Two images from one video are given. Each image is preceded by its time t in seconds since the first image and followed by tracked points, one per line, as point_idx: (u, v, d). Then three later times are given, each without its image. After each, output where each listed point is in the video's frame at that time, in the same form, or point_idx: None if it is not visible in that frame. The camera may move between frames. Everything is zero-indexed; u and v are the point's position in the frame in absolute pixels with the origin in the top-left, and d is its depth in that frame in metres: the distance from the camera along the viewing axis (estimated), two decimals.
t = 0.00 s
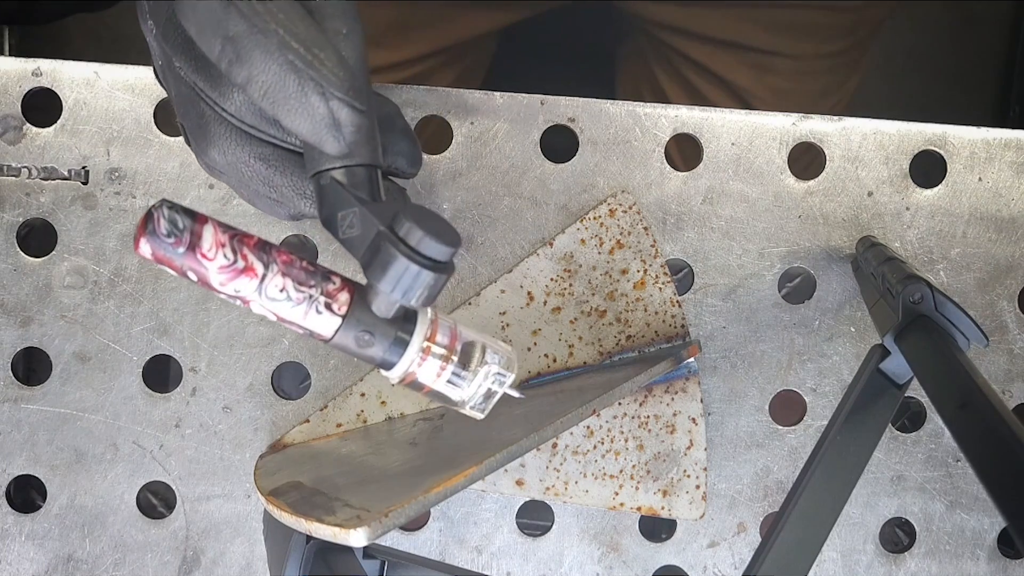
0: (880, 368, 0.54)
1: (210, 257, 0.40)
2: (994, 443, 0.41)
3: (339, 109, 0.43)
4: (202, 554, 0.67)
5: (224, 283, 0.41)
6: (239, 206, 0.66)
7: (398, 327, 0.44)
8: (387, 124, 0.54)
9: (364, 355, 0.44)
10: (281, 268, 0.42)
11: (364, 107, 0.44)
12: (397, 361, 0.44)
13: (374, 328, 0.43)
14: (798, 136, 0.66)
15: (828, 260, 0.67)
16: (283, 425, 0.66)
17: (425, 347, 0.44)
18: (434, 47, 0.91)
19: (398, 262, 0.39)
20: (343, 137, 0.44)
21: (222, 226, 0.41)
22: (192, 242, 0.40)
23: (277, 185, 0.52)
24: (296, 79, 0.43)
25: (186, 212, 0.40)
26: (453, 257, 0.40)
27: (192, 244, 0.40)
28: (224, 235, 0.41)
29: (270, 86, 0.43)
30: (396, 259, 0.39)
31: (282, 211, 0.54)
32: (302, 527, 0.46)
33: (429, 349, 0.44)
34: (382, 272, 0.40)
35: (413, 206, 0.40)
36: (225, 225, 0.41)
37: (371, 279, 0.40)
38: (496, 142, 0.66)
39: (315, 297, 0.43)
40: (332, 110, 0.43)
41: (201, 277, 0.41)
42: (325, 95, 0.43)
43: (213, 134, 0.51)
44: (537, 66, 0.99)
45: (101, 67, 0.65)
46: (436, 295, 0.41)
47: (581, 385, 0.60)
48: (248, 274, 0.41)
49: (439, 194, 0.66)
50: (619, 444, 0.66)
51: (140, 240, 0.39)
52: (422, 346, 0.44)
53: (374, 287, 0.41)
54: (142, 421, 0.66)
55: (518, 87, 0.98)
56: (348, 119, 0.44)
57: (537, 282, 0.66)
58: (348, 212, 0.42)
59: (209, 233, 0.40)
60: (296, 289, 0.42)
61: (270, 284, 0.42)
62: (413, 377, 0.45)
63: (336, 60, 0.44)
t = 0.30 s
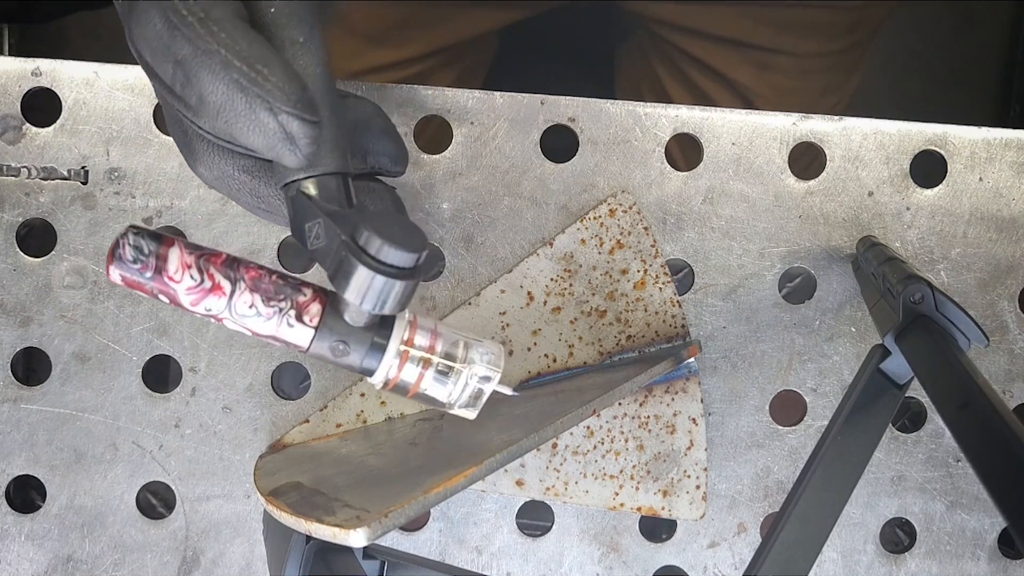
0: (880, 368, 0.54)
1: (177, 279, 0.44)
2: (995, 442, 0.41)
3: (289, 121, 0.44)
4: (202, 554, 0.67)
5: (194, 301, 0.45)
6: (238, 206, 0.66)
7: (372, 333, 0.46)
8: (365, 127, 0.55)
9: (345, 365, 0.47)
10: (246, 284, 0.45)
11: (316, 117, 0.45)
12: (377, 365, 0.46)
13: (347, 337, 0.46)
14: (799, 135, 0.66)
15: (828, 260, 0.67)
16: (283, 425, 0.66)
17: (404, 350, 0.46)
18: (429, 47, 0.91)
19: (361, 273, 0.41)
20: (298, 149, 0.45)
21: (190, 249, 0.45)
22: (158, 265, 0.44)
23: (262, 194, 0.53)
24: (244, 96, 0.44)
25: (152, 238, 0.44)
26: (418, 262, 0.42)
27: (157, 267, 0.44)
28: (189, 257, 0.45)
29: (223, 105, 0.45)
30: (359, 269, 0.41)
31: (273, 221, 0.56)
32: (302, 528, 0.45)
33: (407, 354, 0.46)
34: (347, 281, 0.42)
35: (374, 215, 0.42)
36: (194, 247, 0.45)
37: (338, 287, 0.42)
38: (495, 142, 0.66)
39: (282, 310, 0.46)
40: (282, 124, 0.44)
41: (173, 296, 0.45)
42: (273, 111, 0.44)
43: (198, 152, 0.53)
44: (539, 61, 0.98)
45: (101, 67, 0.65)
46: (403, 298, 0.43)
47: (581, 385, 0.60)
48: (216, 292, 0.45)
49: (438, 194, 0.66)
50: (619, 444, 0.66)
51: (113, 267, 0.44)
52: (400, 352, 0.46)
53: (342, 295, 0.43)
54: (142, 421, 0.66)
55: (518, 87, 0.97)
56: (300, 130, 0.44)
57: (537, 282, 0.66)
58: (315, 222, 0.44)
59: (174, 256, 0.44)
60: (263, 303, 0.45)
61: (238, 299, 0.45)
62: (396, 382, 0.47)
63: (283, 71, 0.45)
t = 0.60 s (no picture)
0: (880, 369, 0.54)
1: (165, 283, 0.46)
2: (996, 442, 0.41)
3: (272, 127, 0.45)
4: (202, 554, 0.67)
5: (183, 305, 0.46)
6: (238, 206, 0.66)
7: (361, 333, 0.47)
8: (353, 129, 0.56)
9: (333, 366, 0.48)
10: (234, 287, 0.47)
11: (298, 122, 0.45)
12: (364, 366, 0.47)
13: (334, 339, 0.47)
14: (799, 135, 0.66)
15: (828, 260, 0.67)
16: (283, 425, 0.66)
17: (391, 351, 0.47)
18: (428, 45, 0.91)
19: (344, 275, 0.42)
20: (282, 154, 0.46)
21: (177, 254, 0.46)
22: (147, 271, 0.45)
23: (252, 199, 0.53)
24: (227, 103, 0.45)
25: (141, 243, 0.46)
26: (401, 265, 0.43)
27: (146, 273, 0.45)
28: (177, 262, 0.46)
29: (206, 111, 0.45)
30: (342, 272, 0.42)
31: (266, 225, 0.56)
32: (302, 528, 0.45)
33: (394, 354, 0.47)
34: (332, 284, 0.43)
35: (358, 219, 0.43)
36: (182, 252, 0.46)
37: (323, 289, 0.43)
38: (495, 143, 0.66)
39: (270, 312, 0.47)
40: (265, 130, 0.45)
41: (162, 301, 0.46)
42: (257, 117, 0.45)
43: (188, 157, 0.53)
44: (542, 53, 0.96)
45: (101, 67, 0.65)
46: (388, 300, 0.43)
47: (581, 385, 0.60)
48: (204, 296, 0.46)
49: (438, 194, 0.66)
50: (619, 444, 0.66)
51: (101, 272, 0.45)
52: (387, 353, 0.47)
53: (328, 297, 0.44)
54: (142, 421, 0.66)
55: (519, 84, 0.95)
56: (283, 136, 0.45)
57: (537, 282, 0.66)
58: (300, 225, 0.45)
59: (163, 261, 0.46)
60: (251, 306, 0.47)
61: (226, 302, 0.47)
62: (383, 381, 0.48)
63: (265, 76, 0.45)
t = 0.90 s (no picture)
0: (880, 369, 0.54)
1: (149, 265, 0.49)
2: (997, 442, 0.41)
3: (248, 104, 0.46)
4: (202, 554, 0.67)
5: (167, 286, 0.49)
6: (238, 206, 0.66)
7: (346, 313, 0.50)
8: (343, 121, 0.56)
9: (320, 343, 0.50)
10: (215, 267, 0.49)
11: (272, 98, 0.47)
12: (351, 343, 0.50)
13: (320, 317, 0.50)
14: (799, 135, 0.66)
15: (828, 260, 0.67)
16: (283, 425, 0.66)
17: (377, 329, 0.50)
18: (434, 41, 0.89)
19: (326, 247, 0.43)
20: (261, 131, 0.47)
21: (161, 239, 0.49)
22: (132, 254, 0.49)
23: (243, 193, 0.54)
24: (203, 83, 0.46)
25: (126, 229, 0.49)
26: (382, 233, 0.44)
27: (131, 256, 0.49)
28: (161, 245, 0.49)
29: (182, 95, 0.47)
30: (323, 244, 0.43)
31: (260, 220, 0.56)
32: (302, 527, 0.46)
33: (381, 332, 0.50)
34: (315, 257, 0.43)
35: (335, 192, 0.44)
36: (166, 237, 0.50)
37: (307, 264, 0.44)
38: (495, 143, 0.66)
39: (251, 290, 0.49)
40: (242, 107, 0.46)
41: (148, 283, 0.49)
42: (232, 94, 0.46)
43: (179, 156, 0.54)
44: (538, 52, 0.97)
45: (101, 67, 0.65)
46: (372, 272, 0.44)
47: (581, 385, 0.60)
48: (188, 277, 0.49)
49: (438, 193, 0.66)
50: (619, 444, 0.66)
51: (90, 257, 0.49)
52: (374, 331, 0.50)
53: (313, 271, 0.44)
54: (142, 421, 0.66)
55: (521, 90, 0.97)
56: (259, 113, 0.46)
57: (537, 282, 0.66)
58: (282, 205, 0.46)
59: (147, 245, 0.49)
60: (233, 285, 0.49)
61: (208, 282, 0.49)
62: (371, 358, 0.51)
63: (240, 56, 0.47)
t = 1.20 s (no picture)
0: (880, 369, 0.54)
1: (110, 268, 0.51)
2: (997, 443, 0.41)
3: (190, 103, 0.50)
4: (202, 554, 0.66)
5: (129, 288, 0.51)
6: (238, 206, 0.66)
7: (307, 305, 0.51)
8: (310, 110, 0.60)
9: (285, 337, 0.51)
10: (174, 266, 0.51)
11: (212, 94, 0.50)
12: (313, 334, 0.51)
13: (280, 312, 0.51)
14: (799, 135, 0.66)
15: (828, 260, 0.67)
16: (283, 425, 0.66)
17: (337, 318, 0.50)
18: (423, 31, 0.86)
19: (274, 239, 0.44)
20: (208, 128, 0.51)
21: (120, 241, 0.51)
22: (92, 258, 0.50)
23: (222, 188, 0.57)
24: (145, 85, 0.50)
25: (85, 234, 0.51)
26: (331, 220, 0.45)
27: (91, 260, 0.50)
28: (120, 248, 0.51)
29: (131, 98, 0.51)
30: (270, 236, 0.44)
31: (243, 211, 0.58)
32: (302, 527, 0.46)
33: (342, 322, 0.50)
34: (268, 251, 0.45)
35: (280, 183, 0.45)
36: (125, 240, 0.51)
37: (262, 259, 0.46)
38: (495, 142, 0.66)
39: (211, 286, 0.51)
40: (184, 104, 0.50)
41: (110, 285, 0.51)
42: (173, 94, 0.50)
43: (161, 162, 0.56)
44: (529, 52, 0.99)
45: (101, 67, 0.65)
46: (327, 260, 0.46)
47: (581, 384, 0.60)
48: (146, 277, 0.51)
49: (438, 193, 0.66)
50: (619, 444, 0.66)
51: (51, 263, 0.51)
52: (334, 321, 0.50)
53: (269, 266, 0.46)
54: (142, 421, 0.66)
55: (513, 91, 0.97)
56: (202, 110, 0.50)
57: (537, 283, 0.66)
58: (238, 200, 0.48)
59: (106, 248, 0.51)
60: (190, 284, 0.51)
61: (168, 281, 0.51)
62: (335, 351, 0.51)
63: (178, 56, 0.50)
